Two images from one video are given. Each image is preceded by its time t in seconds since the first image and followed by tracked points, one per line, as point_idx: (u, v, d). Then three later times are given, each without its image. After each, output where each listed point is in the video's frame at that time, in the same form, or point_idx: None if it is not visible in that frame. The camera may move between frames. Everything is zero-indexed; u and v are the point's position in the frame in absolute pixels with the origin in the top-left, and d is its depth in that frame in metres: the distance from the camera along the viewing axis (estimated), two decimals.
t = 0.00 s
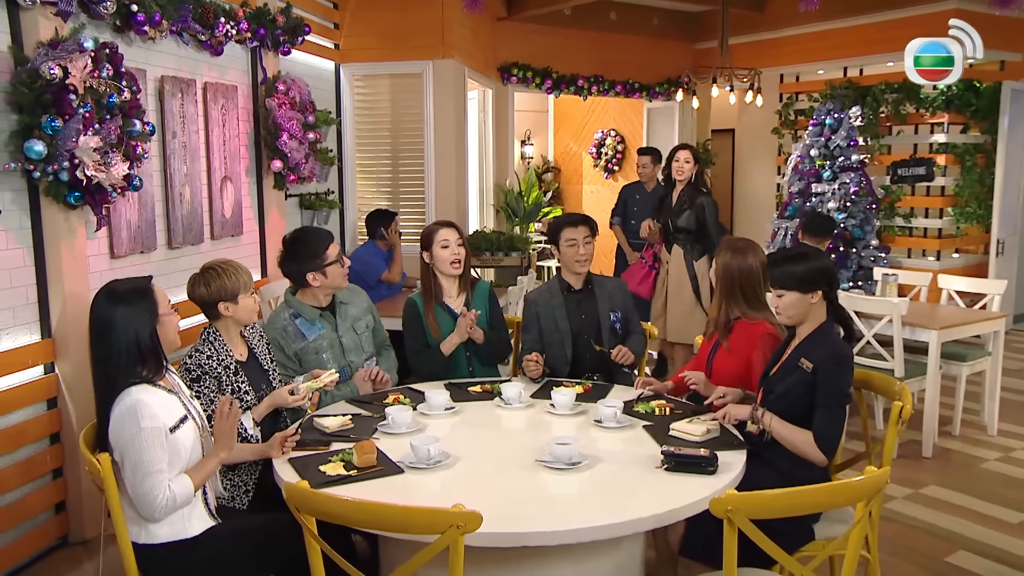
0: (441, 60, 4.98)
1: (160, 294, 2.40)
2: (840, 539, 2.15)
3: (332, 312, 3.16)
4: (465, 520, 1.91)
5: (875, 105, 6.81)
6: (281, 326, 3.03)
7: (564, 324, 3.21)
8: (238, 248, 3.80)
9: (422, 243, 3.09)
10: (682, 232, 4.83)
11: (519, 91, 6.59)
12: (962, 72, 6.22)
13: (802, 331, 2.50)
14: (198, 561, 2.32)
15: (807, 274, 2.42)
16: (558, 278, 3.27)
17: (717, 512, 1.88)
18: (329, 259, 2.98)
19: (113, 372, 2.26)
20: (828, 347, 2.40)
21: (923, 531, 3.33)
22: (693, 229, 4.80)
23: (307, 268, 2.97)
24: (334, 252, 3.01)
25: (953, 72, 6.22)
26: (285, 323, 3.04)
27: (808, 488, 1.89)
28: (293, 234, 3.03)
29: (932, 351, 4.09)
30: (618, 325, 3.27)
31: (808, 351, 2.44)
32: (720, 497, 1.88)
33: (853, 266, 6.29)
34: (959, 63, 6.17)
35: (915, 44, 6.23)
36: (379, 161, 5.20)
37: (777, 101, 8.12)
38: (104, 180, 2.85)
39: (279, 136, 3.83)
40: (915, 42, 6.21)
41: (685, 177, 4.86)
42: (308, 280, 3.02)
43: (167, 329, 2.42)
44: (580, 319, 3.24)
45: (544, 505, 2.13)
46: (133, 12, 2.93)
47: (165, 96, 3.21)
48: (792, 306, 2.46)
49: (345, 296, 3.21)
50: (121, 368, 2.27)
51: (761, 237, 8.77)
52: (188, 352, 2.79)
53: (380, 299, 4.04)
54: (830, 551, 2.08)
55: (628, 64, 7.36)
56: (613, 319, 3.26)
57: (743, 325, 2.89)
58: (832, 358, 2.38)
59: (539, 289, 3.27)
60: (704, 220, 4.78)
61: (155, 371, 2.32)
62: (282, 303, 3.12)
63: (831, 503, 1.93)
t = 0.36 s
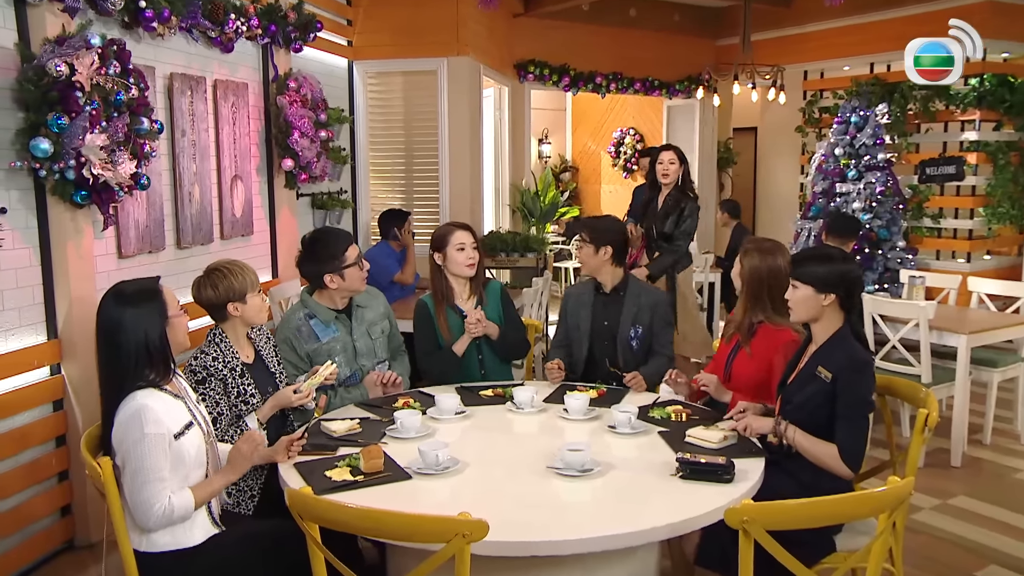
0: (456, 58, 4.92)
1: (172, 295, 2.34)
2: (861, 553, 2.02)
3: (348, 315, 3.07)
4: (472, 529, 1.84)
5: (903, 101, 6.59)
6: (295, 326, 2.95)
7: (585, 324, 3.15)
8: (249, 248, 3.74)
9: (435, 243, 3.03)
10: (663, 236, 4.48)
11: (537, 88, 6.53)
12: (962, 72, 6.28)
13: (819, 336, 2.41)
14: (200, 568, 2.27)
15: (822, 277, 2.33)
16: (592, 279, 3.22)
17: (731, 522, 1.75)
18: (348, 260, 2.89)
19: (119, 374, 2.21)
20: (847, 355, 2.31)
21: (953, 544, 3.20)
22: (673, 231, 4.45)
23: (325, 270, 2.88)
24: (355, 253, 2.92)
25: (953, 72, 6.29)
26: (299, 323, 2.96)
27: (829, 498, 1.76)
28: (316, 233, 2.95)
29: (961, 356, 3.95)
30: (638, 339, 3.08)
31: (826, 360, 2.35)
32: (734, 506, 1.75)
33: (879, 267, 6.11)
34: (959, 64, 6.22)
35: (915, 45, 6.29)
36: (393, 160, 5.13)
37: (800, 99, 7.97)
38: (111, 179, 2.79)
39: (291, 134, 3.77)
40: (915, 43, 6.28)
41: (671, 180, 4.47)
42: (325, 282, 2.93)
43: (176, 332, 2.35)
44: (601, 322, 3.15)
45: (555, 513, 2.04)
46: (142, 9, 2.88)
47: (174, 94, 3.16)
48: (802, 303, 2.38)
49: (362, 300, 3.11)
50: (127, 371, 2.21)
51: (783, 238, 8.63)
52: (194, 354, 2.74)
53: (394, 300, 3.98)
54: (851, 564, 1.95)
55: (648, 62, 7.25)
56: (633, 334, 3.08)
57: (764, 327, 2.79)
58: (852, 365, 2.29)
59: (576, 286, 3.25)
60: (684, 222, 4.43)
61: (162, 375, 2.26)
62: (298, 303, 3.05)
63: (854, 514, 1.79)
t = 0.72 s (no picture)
0: (473, 57, 4.88)
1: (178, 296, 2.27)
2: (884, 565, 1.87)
3: (356, 317, 3.02)
4: (480, 537, 1.75)
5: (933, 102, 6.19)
6: (301, 328, 2.89)
7: (613, 326, 3.07)
8: (261, 248, 3.70)
9: (451, 247, 2.92)
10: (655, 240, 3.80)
11: (555, 88, 6.46)
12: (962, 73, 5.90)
13: (836, 341, 2.32)
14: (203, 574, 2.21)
15: (840, 280, 2.24)
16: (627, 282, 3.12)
17: (748, 533, 1.62)
18: (355, 260, 2.85)
19: (123, 376, 2.15)
20: (867, 363, 2.22)
21: (986, 559, 3.07)
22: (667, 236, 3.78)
23: (331, 270, 2.84)
24: (362, 254, 2.87)
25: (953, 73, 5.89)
26: (306, 326, 2.90)
27: (854, 508, 1.64)
28: (323, 235, 2.92)
29: (994, 363, 3.81)
30: (662, 348, 2.97)
31: (844, 368, 2.27)
32: (750, 516, 1.63)
33: (907, 272, 5.98)
34: (960, 63, 5.81)
35: (914, 44, 5.91)
36: (408, 160, 5.08)
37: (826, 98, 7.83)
38: (119, 178, 2.75)
39: (304, 134, 3.73)
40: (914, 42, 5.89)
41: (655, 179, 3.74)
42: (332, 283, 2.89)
43: (183, 334, 2.29)
44: (628, 327, 3.06)
45: (567, 522, 1.96)
46: (153, 5, 2.85)
47: (185, 93, 3.11)
48: (818, 305, 2.28)
49: (371, 301, 3.04)
50: (131, 372, 2.16)
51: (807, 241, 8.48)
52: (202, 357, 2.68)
53: (409, 302, 3.91)
54: None
55: (669, 61, 7.15)
56: (658, 342, 2.97)
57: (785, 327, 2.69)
58: (873, 374, 2.20)
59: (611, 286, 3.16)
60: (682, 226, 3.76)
61: (166, 377, 2.20)
62: (305, 305, 2.99)
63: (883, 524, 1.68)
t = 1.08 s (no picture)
0: (490, 55, 4.83)
1: (188, 292, 2.20)
2: None
3: (365, 317, 2.98)
4: (488, 541, 1.68)
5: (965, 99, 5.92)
6: (310, 329, 2.86)
7: (636, 327, 2.99)
8: (274, 248, 3.66)
9: (467, 246, 2.86)
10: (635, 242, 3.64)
11: (575, 87, 6.39)
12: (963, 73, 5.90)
13: (852, 344, 2.26)
14: None
15: (855, 282, 2.18)
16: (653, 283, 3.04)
17: (764, 538, 1.54)
18: (362, 260, 2.82)
19: (128, 375, 2.09)
20: (885, 368, 2.13)
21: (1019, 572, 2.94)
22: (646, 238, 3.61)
23: (338, 270, 2.81)
24: (368, 254, 2.84)
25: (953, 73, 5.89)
26: (314, 326, 2.87)
27: (875, 514, 1.55)
28: (329, 235, 2.90)
29: None
30: (683, 353, 2.88)
31: (860, 373, 2.19)
32: (767, 521, 1.55)
33: (936, 275, 5.88)
34: (960, 63, 5.80)
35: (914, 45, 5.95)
36: (424, 160, 5.03)
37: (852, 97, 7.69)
38: (130, 175, 2.72)
39: (318, 133, 3.69)
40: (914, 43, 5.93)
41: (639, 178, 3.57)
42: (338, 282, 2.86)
43: (191, 332, 2.23)
44: (651, 329, 2.98)
45: (580, 526, 1.88)
46: (165, 2, 2.83)
47: (198, 90, 3.09)
48: (832, 305, 2.23)
49: (379, 301, 3.01)
50: (137, 371, 2.10)
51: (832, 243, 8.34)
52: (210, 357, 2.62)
53: (423, 303, 3.86)
54: None
55: (690, 60, 7.07)
56: (678, 347, 2.88)
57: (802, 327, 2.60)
58: (892, 380, 2.11)
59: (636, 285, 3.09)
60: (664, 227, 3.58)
61: (172, 376, 2.14)
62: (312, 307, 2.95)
63: (909, 533, 1.58)
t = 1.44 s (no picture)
0: (507, 52, 4.80)
1: (191, 288, 2.16)
2: None
3: (375, 316, 2.93)
4: (492, 542, 1.61)
5: (996, 96, 5.79)
6: (319, 327, 2.81)
7: (652, 327, 2.91)
8: (287, 248, 3.62)
9: (480, 246, 2.78)
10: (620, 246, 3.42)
11: (594, 86, 6.34)
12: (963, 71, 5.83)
13: (871, 346, 2.19)
14: None
15: (875, 281, 2.12)
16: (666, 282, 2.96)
17: (777, 543, 1.44)
18: (376, 259, 2.78)
19: (130, 371, 2.05)
20: (906, 370, 2.05)
21: None
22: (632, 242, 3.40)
23: (346, 267, 2.78)
24: (384, 251, 2.81)
25: (954, 72, 5.84)
26: (323, 325, 2.82)
27: (892, 519, 1.46)
28: (344, 228, 2.86)
29: None
30: (702, 349, 2.80)
31: (880, 375, 2.12)
32: (781, 524, 1.45)
33: (965, 277, 5.72)
34: (960, 63, 5.81)
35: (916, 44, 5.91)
36: (438, 161, 4.98)
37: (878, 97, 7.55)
38: (139, 172, 2.69)
39: (331, 131, 3.65)
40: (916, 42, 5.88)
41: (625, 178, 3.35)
42: (347, 279, 2.82)
43: (194, 329, 2.18)
44: (667, 329, 2.90)
45: (590, 529, 1.80)
46: None
47: (209, 87, 3.06)
48: (850, 305, 2.17)
49: (391, 299, 2.95)
50: (139, 368, 2.05)
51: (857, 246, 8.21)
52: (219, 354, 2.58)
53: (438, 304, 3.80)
54: None
55: (711, 58, 7.06)
56: (697, 342, 2.81)
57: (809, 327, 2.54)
58: (913, 383, 2.03)
59: (648, 284, 3.00)
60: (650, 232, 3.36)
61: (175, 372, 2.10)
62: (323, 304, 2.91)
63: (927, 539, 1.49)
